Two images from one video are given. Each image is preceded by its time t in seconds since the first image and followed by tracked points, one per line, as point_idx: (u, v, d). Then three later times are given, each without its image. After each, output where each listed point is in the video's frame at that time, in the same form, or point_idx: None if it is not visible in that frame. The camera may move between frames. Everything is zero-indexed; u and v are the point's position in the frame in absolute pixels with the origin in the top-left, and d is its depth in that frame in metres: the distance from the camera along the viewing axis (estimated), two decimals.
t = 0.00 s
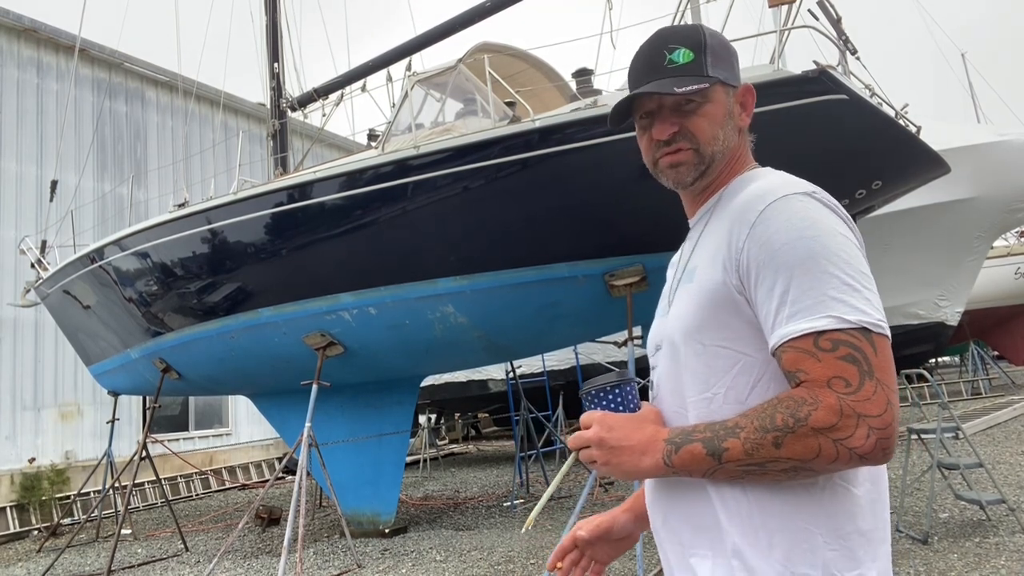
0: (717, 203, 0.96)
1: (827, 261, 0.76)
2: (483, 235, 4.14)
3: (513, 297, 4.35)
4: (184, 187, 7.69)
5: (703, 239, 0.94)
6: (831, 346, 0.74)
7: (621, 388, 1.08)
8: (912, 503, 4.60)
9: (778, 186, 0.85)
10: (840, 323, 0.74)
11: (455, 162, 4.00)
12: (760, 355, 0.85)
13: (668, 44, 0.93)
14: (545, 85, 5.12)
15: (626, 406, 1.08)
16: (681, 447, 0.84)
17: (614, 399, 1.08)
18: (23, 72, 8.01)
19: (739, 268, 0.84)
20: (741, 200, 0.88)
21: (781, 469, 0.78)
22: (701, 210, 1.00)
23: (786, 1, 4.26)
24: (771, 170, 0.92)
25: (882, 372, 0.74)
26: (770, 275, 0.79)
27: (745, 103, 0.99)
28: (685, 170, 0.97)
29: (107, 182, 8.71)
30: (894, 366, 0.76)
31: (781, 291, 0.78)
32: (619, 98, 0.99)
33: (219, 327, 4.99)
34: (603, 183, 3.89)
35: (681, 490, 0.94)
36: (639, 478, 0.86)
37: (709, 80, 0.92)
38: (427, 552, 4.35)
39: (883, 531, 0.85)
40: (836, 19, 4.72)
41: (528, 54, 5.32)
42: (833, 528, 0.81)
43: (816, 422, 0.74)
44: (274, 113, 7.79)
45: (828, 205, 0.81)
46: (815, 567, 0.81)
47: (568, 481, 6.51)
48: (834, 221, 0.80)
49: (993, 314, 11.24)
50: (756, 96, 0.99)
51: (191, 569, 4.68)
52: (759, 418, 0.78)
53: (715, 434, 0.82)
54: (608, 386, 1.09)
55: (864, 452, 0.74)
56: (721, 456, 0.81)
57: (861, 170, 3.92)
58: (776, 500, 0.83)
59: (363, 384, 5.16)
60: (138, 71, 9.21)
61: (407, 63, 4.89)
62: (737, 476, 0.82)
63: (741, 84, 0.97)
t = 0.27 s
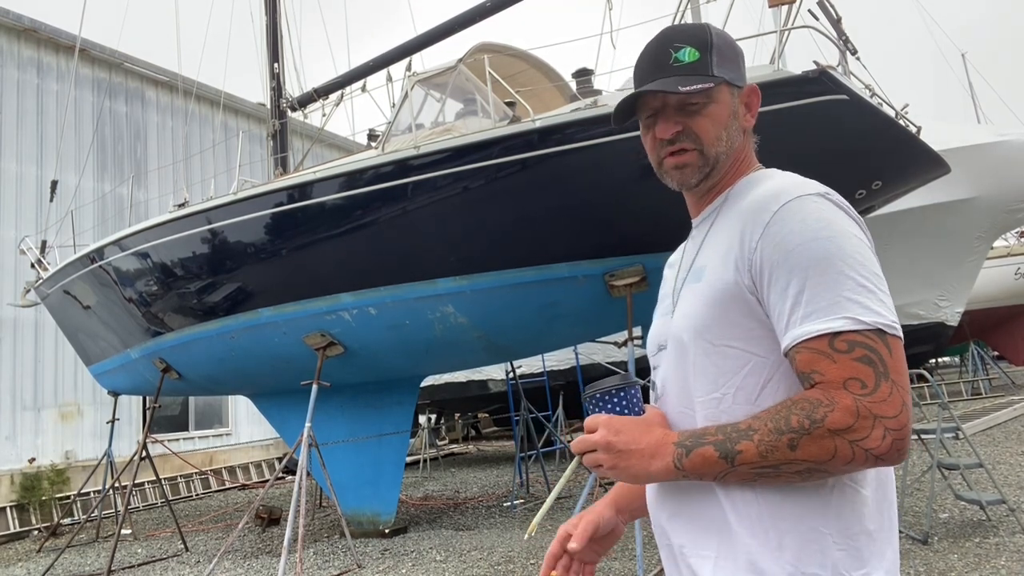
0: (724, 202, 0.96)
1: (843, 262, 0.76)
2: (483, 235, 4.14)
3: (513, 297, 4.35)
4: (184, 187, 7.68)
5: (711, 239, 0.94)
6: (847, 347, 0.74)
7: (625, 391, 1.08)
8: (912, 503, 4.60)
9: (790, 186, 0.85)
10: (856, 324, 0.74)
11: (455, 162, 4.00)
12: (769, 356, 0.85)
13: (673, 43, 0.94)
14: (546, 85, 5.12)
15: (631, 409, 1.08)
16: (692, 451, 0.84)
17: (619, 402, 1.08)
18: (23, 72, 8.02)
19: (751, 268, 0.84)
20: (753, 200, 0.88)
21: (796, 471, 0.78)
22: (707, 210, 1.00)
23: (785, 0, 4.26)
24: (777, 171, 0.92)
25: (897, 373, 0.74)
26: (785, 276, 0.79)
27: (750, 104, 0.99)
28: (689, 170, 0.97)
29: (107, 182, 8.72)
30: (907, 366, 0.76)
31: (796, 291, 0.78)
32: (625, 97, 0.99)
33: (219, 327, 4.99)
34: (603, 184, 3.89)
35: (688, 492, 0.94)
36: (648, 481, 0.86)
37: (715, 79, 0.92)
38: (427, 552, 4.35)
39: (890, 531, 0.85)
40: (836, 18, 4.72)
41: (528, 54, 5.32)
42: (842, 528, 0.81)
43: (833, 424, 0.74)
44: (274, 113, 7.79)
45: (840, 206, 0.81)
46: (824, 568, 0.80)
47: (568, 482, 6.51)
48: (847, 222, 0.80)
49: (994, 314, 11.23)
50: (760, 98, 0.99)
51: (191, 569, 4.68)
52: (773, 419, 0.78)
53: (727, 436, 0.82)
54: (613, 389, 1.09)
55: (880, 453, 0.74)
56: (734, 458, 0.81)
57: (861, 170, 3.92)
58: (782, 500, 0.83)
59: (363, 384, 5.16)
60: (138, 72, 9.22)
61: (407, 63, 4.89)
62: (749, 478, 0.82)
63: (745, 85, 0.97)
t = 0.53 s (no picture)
0: (729, 200, 0.96)
1: (855, 260, 0.76)
2: (483, 235, 4.14)
3: (513, 297, 4.35)
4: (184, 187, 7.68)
5: (716, 238, 0.94)
6: (861, 346, 0.74)
7: (627, 390, 1.08)
8: (912, 503, 4.60)
9: (799, 185, 0.85)
10: (870, 323, 0.74)
11: (455, 162, 4.00)
12: (778, 355, 0.85)
13: (678, 41, 0.93)
14: (546, 85, 5.12)
15: (633, 409, 1.08)
16: (702, 450, 0.84)
17: (622, 401, 1.08)
18: (23, 72, 8.01)
19: (761, 267, 0.84)
20: (761, 199, 0.88)
21: (809, 470, 0.78)
22: (710, 209, 1.00)
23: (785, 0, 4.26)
24: (781, 171, 0.93)
25: (910, 372, 0.74)
26: (797, 274, 0.79)
27: (752, 102, 0.99)
28: (693, 168, 0.97)
29: (107, 182, 8.71)
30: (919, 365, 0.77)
31: (808, 290, 0.78)
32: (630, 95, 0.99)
33: (219, 327, 4.99)
34: (603, 183, 3.89)
35: (691, 493, 0.94)
36: (656, 481, 0.86)
37: (719, 78, 0.92)
38: (427, 552, 4.35)
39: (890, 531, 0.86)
40: (836, 19, 4.72)
41: (528, 54, 5.32)
42: (846, 528, 0.82)
43: (850, 421, 0.74)
44: (274, 113, 7.79)
45: (848, 205, 0.82)
46: (830, 567, 0.81)
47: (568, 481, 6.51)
48: (857, 221, 0.80)
49: (994, 314, 11.23)
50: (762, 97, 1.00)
51: (191, 569, 4.68)
52: (787, 418, 0.78)
53: (739, 436, 0.82)
54: (614, 388, 1.09)
55: (896, 450, 0.74)
56: (746, 457, 0.81)
57: (862, 170, 3.92)
58: (789, 500, 0.83)
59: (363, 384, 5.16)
60: (138, 71, 9.21)
61: (407, 63, 4.89)
62: (758, 477, 0.82)
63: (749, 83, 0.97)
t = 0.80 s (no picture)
0: (733, 200, 0.96)
1: (856, 263, 0.76)
2: (483, 235, 4.14)
3: (513, 298, 4.35)
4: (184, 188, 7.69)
5: (718, 238, 0.94)
6: (861, 348, 0.74)
7: (627, 391, 1.09)
8: (912, 503, 4.60)
9: (800, 187, 0.85)
10: (870, 325, 0.74)
11: (455, 162, 4.00)
12: (779, 356, 0.85)
13: (676, 46, 0.93)
14: (545, 85, 5.12)
15: (633, 410, 1.08)
16: (702, 451, 0.84)
17: (622, 402, 1.08)
18: (23, 73, 8.02)
19: (762, 268, 0.84)
20: (762, 200, 0.88)
21: (807, 472, 0.78)
22: (713, 210, 1.00)
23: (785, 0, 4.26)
24: (783, 172, 0.92)
25: (910, 374, 0.74)
26: (797, 276, 0.79)
27: (753, 102, 0.99)
28: (696, 172, 0.98)
29: (107, 182, 8.72)
30: (919, 368, 0.77)
31: (809, 292, 0.78)
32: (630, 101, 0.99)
33: (219, 327, 4.99)
34: (603, 184, 3.89)
35: (690, 494, 0.94)
36: (655, 482, 0.87)
37: (719, 81, 0.92)
38: (427, 552, 4.36)
39: (890, 534, 0.86)
40: (836, 19, 4.72)
41: (528, 54, 5.32)
42: (845, 530, 0.82)
43: (849, 424, 0.74)
44: (274, 113, 7.79)
45: (850, 207, 0.82)
46: (830, 569, 0.81)
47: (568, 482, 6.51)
48: (858, 222, 0.80)
49: (994, 314, 11.23)
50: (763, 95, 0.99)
51: (191, 569, 4.68)
52: (786, 420, 0.78)
53: (738, 437, 0.82)
54: (614, 389, 1.09)
55: (894, 454, 0.74)
56: (745, 459, 0.81)
57: (862, 170, 3.92)
58: (788, 502, 0.83)
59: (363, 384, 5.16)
60: (138, 72, 9.22)
61: (407, 63, 4.89)
62: (757, 479, 0.82)
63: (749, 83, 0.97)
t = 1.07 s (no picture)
0: (732, 200, 0.96)
1: (853, 261, 0.76)
2: (483, 235, 4.14)
3: (513, 298, 4.35)
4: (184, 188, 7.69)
5: (718, 239, 0.94)
6: (859, 347, 0.74)
7: (629, 390, 1.09)
8: (913, 503, 4.60)
9: (798, 186, 0.85)
10: (868, 324, 0.74)
11: (455, 163, 4.00)
12: (779, 356, 0.85)
13: (679, 48, 0.93)
14: (545, 85, 5.12)
15: (635, 409, 1.08)
16: (701, 450, 0.84)
17: (624, 401, 1.09)
18: (23, 73, 8.02)
19: (760, 267, 0.84)
20: (761, 199, 0.88)
21: (806, 471, 0.78)
22: (713, 211, 1.00)
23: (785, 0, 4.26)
24: (783, 172, 0.92)
25: (908, 373, 0.74)
26: (795, 275, 0.79)
27: (754, 103, 0.99)
28: (697, 173, 0.98)
29: (107, 183, 8.71)
30: (918, 367, 0.77)
31: (806, 291, 0.78)
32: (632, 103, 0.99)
33: (219, 328, 4.99)
34: (603, 184, 3.89)
35: (693, 493, 0.94)
36: (656, 481, 0.87)
37: (720, 83, 0.92)
38: (427, 553, 4.36)
39: (893, 533, 0.86)
40: (836, 19, 4.72)
41: (528, 54, 5.33)
42: (848, 529, 0.81)
43: (846, 423, 0.74)
44: (274, 114, 7.79)
45: (848, 206, 0.82)
46: (832, 568, 0.81)
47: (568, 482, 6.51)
48: (856, 221, 0.80)
49: (994, 314, 11.23)
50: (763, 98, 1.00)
51: (191, 569, 4.68)
52: (784, 419, 0.78)
53: (737, 436, 0.82)
54: (616, 388, 1.09)
55: (892, 452, 0.74)
56: (744, 458, 0.81)
57: (862, 170, 3.92)
58: (790, 501, 0.83)
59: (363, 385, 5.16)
60: (138, 72, 9.21)
61: (407, 63, 4.89)
62: (757, 478, 0.82)
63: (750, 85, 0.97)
